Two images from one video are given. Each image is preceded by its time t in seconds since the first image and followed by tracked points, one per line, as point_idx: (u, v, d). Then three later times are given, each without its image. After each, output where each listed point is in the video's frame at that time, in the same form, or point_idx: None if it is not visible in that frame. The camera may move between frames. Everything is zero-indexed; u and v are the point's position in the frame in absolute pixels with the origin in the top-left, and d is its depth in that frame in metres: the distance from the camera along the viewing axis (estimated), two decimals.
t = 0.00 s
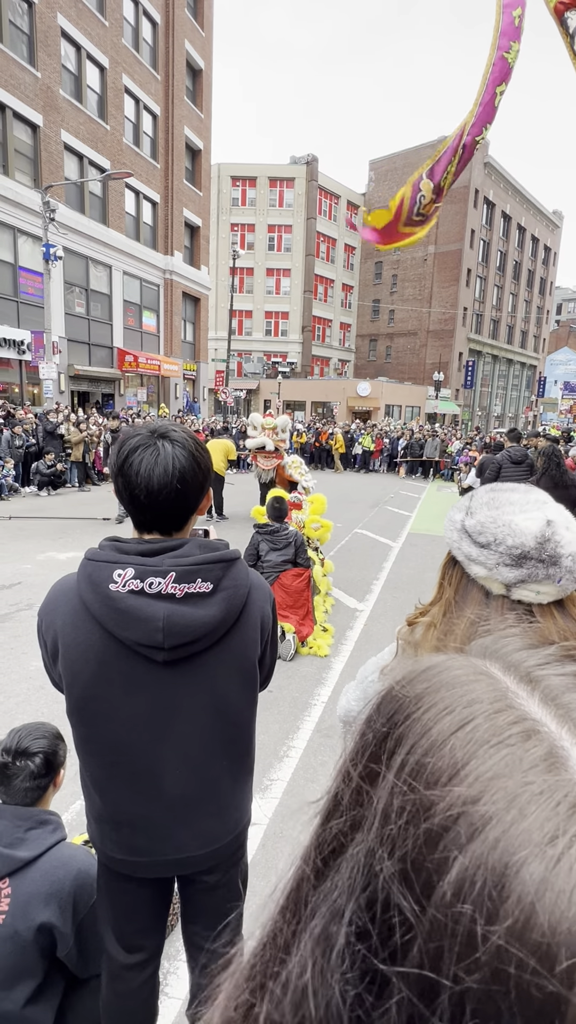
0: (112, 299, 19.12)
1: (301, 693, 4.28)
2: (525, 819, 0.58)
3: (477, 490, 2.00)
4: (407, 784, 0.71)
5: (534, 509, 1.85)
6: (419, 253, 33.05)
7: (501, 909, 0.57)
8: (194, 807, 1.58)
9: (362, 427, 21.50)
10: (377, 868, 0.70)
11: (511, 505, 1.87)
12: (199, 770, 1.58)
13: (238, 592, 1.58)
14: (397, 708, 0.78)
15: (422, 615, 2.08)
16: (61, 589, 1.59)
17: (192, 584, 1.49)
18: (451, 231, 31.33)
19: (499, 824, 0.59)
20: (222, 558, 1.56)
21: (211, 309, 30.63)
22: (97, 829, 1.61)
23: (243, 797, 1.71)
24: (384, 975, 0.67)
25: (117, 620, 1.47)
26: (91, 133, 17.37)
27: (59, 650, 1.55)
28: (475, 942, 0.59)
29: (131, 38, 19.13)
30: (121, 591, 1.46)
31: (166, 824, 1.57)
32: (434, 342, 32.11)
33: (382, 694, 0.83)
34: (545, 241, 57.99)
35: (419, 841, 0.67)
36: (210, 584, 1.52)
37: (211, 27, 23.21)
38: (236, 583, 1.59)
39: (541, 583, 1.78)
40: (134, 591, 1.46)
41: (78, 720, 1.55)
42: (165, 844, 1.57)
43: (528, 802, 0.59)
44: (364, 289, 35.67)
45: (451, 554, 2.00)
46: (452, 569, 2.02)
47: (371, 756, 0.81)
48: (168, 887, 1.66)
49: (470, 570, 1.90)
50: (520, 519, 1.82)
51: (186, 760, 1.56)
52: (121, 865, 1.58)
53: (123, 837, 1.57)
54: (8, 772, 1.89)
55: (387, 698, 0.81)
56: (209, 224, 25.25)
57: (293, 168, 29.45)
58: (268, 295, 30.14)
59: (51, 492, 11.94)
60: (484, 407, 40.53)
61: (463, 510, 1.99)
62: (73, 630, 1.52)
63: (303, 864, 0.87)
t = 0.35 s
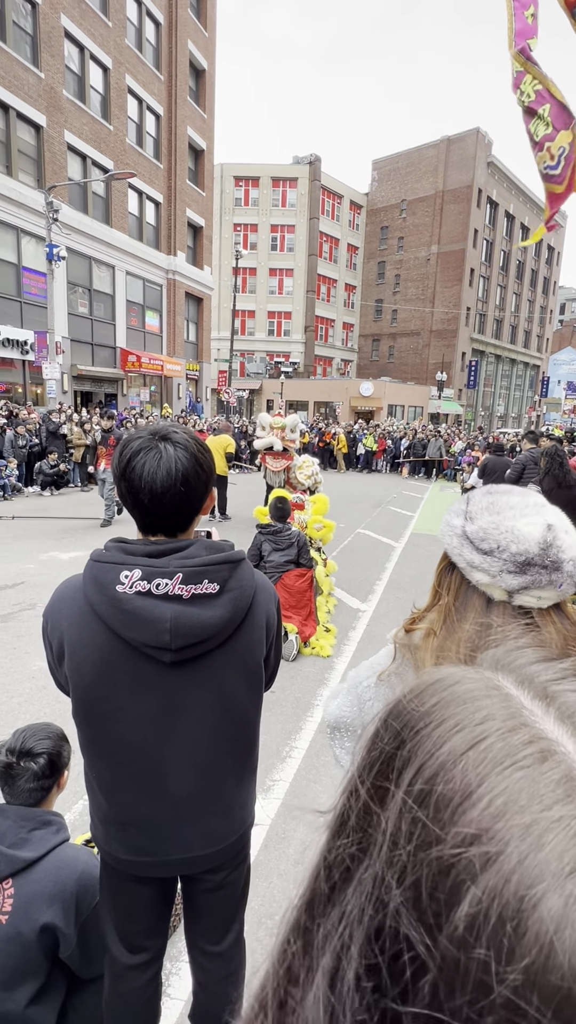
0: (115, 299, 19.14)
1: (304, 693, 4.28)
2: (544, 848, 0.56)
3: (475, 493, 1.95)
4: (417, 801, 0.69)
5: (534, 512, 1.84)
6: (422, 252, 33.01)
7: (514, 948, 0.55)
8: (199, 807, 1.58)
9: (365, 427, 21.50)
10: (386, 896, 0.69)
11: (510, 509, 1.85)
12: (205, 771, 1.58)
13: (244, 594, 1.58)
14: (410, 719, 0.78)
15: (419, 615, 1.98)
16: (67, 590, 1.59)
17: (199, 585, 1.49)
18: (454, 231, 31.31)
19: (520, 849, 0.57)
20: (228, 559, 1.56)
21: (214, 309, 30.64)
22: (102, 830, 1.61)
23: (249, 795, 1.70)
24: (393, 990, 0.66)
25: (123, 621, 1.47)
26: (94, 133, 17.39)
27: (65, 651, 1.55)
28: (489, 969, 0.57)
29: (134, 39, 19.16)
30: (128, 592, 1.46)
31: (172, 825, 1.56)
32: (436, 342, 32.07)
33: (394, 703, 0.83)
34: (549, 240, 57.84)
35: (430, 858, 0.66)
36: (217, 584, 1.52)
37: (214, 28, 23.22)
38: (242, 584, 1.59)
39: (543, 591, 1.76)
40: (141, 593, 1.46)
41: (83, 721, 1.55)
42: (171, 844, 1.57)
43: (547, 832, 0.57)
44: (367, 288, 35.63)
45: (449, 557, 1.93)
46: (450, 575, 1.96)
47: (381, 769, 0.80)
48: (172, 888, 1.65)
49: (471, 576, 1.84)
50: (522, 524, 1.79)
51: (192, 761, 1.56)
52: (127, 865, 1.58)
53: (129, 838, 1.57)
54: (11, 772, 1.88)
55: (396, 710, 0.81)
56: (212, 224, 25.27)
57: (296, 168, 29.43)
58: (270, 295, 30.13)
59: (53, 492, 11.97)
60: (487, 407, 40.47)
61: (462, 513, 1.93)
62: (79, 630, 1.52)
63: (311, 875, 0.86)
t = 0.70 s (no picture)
0: (117, 299, 19.15)
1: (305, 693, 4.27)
2: (551, 876, 0.54)
3: (468, 490, 1.91)
4: (419, 812, 0.68)
5: (525, 511, 1.79)
6: (425, 252, 32.95)
7: (520, 983, 0.54)
8: (197, 808, 1.57)
9: (367, 427, 21.49)
10: (382, 917, 0.68)
11: (502, 507, 1.80)
12: (202, 771, 1.57)
13: (241, 593, 1.57)
14: (413, 726, 0.77)
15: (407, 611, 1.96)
16: (63, 589, 1.59)
17: (195, 584, 1.48)
18: (456, 231, 31.28)
19: (530, 874, 0.55)
20: (225, 558, 1.55)
21: (216, 310, 30.65)
22: (99, 829, 1.60)
23: (247, 795, 1.69)
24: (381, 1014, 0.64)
25: (120, 621, 1.46)
26: (96, 134, 17.41)
27: (60, 650, 1.55)
28: (488, 997, 0.56)
29: (136, 40, 19.20)
30: (123, 591, 1.45)
31: (169, 825, 1.55)
32: (439, 342, 32.04)
33: (394, 710, 0.81)
34: (551, 240, 57.69)
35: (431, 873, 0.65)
36: (213, 584, 1.51)
37: (216, 28, 23.24)
38: (239, 583, 1.58)
39: (532, 590, 1.70)
40: (137, 592, 1.45)
41: (79, 721, 1.54)
42: (169, 845, 1.56)
43: (555, 857, 0.55)
44: (369, 288, 35.61)
45: (440, 554, 1.88)
46: (440, 573, 1.92)
47: (380, 779, 0.79)
48: (170, 888, 1.64)
49: (462, 574, 1.79)
50: (512, 522, 1.74)
51: (188, 761, 1.55)
52: (125, 865, 1.57)
53: (125, 837, 1.56)
54: (11, 772, 1.88)
55: (397, 717, 0.80)
56: (214, 224, 25.28)
57: (298, 169, 29.43)
58: (273, 295, 30.11)
59: (56, 492, 11.98)
60: (490, 407, 40.42)
61: (454, 510, 1.89)
62: (75, 629, 1.51)
63: (309, 883, 0.85)
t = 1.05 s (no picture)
0: (118, 300, 19.18)
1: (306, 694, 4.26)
2: (562, 901, 0.53)
3: (456, 489, 1.83)
4: (423, 823, 0.68)
5: (511, 512, 1.71)
6: (426, 252, 32.94)
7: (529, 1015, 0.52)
8: (194, 809, 1.57)
9: (368, 427, 21.49)
10: (380, 929, 0.68)
11: (487, 507, 1.72)
12: (199, 772, 1.57)
13: (236, 593, 1.57)
14: (416, 735, 0.77)
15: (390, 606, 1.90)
16: (60, 589, 1.59)
17: (189, 584, 1.48)
18: (457, 231, 31.28)
19: (541, 900, 0.54)
20: (220, 558, 1.55)
21: (217, 310, 30.68)
22: (97, 830, 1.60)
23: (245, 796, 1.69)
24: None
25: (115, 620, 1.46)
26: (97, 135, 17.43)
27: (57, 649, 1.55)
28: (491, 1021, 0.55)
29: (137, 41, 19.20)
30: (117, 591, 1.46)
31: (167, 825, 1.55)
32: (440, 342, 32.05)
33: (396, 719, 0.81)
34: (552, 239, 57.70)
35: (433, 884, 0.64)
36: (207, 584, 1.51)
37: (217, 29, 23.26)
38: (234, 583, 1.58)
39: (513, 590, 1.61)
40: (131, 592, 1.45)
41: (77, 721, 1.54)
42: (166, 844, 1.56)
43: (568, 882, 0.54)
44: (370, 289, 35.62)
45: (426, 553, 1.80)
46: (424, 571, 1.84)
47: (382, 785, 0.79)
48: (168, 888, 1.64)
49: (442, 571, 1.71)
50: (495, 521, 1.67)
51: (185, 761, 1.55)
52: (123, 864, 1.57)
53: (122, 837, 1.56)
54: (11, 773, 1.88)
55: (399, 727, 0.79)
56: (215, 225, 25.29)
57: (299, 169, 29.44)
58: (274, 295, 30.14)
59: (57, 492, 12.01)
60: (491, 407, 40.40)
61: (441, 508, 1.82)
62: (71, 629, 1.52)
63: (307, 888, 0.85)
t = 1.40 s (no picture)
0: (117, 300, 19.19)
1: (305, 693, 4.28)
2: (533, 895, 0.53)
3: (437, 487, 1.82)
4: (403, 821, 0.69)
5: (491, 509, 1.69)
6: (424, 252, 32.95)
7: (495, 1004, 0.53)
8: (190, 809, 1.58)
9: (367, 427, 21.52)
10: (360, 926, 0.68)
11: (468, 507, 1.70)
12: (194, 771, 1.58)
13: (231, 593, 1.58)
14: (400, 734, 0.77)
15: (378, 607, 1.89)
16: (56, 589, 1.59)
17: (184, 584, 1.49)
18: (456, 230, 31.28)
19: (512, 892, 0.54)
20: (215, 558, 1.56)
21: (216, 310, 30.68)
22: (93, 829, 1.60)
23: (240, 796, 1.70)
24: None
25: (110, 619, 1.47)
26: (96, 135, 17.43)
27: (53, 648, 1.55)
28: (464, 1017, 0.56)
29: (135, 41, 19.21)
30: (112, 590, 1.46)
31: (162, 824, 1.56)
32: (439, 341, 32.06)
33: (383, 720, 0.82)
34: (551, 239, 57.73)
35: (410, 880, 0.65)
36: (203, 583, 1.52)
37: (215, 29, 23.27)
38: (229, 582, 1.58)
39: (496, 586, 1.61)
40: (125, 591, 1.46)
41: (72, 721, 1.55)
42: (162, 844, 1.57)
43: (538, 877, 0.54)
44: (369, 288, 35.66)
45: (409, 554, 1.79)
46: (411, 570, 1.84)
47: (366, 784, 0.79)
48: (164, 888, 1.65)
49: (426, 571, 1.71)
50: (474, 519, 1.65)
51: (180, 760, 1.56)
52: (118, 864, 1.58)
53: (118, 836, 1.56)
54: (10, 773, 1.89)
55: (386, 725, 0.80)
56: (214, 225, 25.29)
57: (297, 169, 29.46)
58: (272, 295, 30.15)
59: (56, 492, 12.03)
60: (490, 407, 40.43)
61: (422, 507, 1.81)
62: (67, 628, 1.52)
63: (297, 887, 0.85)
